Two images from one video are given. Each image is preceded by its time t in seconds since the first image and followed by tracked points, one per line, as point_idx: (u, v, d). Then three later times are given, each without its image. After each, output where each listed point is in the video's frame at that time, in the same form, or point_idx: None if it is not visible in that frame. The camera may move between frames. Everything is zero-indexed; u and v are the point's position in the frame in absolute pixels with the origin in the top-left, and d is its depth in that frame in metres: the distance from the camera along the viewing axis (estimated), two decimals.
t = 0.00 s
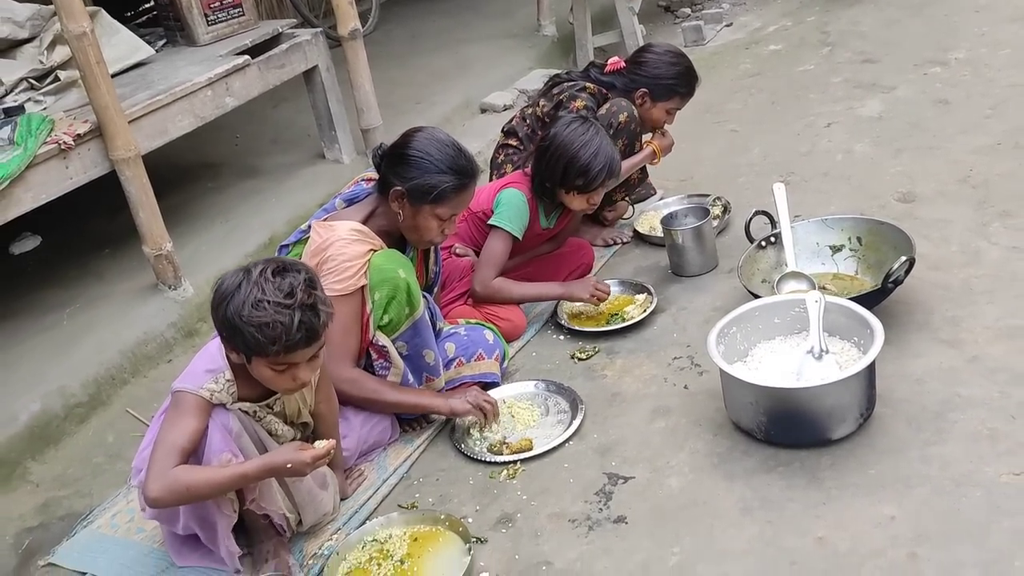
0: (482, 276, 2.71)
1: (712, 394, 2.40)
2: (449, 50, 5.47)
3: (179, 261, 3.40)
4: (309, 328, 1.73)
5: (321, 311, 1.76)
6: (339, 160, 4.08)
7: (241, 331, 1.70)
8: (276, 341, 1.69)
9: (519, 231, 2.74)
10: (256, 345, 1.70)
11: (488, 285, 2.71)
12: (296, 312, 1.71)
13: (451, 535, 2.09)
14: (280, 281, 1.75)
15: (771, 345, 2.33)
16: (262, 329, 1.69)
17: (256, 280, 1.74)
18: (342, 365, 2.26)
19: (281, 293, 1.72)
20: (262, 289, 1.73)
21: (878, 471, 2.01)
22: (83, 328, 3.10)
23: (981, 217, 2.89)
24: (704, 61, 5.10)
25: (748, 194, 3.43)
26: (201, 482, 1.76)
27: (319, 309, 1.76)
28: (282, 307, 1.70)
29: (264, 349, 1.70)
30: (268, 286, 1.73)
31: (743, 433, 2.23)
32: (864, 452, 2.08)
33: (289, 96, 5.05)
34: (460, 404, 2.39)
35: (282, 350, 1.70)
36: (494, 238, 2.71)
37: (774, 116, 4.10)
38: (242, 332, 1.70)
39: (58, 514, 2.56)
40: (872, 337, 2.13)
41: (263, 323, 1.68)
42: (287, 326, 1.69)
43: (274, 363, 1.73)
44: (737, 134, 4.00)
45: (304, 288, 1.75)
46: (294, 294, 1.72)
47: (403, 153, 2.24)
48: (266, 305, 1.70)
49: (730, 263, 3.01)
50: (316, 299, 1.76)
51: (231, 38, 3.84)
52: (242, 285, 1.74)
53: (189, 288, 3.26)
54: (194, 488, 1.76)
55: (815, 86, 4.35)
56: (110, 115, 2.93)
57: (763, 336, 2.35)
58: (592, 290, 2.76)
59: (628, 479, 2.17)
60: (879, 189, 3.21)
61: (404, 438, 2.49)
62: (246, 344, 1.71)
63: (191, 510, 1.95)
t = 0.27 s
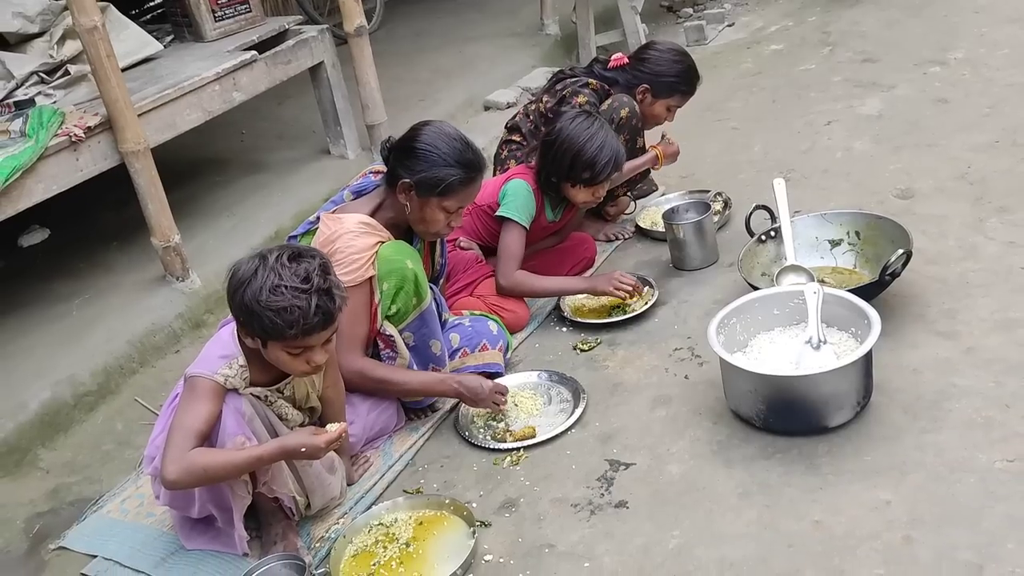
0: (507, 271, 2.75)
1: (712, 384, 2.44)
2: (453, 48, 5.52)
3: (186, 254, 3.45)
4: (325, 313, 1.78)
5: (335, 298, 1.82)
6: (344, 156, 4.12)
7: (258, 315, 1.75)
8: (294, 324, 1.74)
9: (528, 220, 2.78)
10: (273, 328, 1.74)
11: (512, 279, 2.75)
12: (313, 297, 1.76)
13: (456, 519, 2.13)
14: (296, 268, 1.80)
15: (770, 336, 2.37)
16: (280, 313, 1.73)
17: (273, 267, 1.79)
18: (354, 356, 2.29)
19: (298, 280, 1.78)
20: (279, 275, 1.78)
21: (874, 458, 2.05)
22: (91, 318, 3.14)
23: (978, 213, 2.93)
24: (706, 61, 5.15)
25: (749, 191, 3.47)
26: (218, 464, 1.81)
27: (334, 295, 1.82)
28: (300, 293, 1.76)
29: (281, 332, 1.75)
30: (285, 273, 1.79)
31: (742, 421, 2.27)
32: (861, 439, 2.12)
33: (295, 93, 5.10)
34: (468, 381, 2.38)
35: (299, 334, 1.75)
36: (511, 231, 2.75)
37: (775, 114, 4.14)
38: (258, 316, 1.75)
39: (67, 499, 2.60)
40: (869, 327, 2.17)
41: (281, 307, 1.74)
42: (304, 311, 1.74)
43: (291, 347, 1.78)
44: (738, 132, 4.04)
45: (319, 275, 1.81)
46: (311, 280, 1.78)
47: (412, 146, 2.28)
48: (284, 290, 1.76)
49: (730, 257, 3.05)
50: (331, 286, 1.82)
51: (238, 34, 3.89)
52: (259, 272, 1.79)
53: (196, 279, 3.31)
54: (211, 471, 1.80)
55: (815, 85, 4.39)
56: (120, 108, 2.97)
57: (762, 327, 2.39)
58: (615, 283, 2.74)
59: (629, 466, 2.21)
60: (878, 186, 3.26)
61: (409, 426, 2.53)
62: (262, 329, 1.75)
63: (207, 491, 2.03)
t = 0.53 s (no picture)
0: (517, 268, 2.81)
1: (713, 377, 2.49)
2: (457, 49, 5.57)
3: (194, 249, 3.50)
4: (334, 299, 1.83)
5: (345, 284, 1.87)
6: (350, 154, 4.18)
7: (268, 300, 1.79)
8: (303, 310, 1.79)
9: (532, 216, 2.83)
10: (283, 314, 1.79)
11: (521, 276, 2.80)
12: (322, 284, 1.81)
13: (462, 507, 2.18)
14: (306, 256, 1.85)
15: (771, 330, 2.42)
16: (290, 299, 1.78)
17: (284, 254, 1.84)
18: (356, 346, 2.36)
19: (308, 267, 1.82)
20: (289, 262, 1.83)
21: (872, 447, 2.10)
22: (102, 312, 3.19)
23: (975, 211, 2.98)
24: (708, 62, 5.20)
25: (750, 189, 3.52)
26: (231, 449, 1.86)
27: (343, 281, 1.86)
28: (309, 279, 1.80)
29: (291, 318, 1.79)
30: (295, 260, 1.83)
31: (743, 413, 2.32)
32: (858, 430, 2.17)
33: (300, 93, 5.15)
34: (473, 365, 2.41)
35: (308, 319, 1.80)
36: (518, 227, 2.81)
37: (776, 115, 4.19)
38: (268, 301, 1.80)
39: (78, 488, 2.64)
40: (868, 320, 2.21)
41: (291, 293, 1.78)
42: (313, 297, 1.79)
43: (300, 332, 1.82)
44: (740, 132, 4.09)
45: (329, 262, 1.86)
46: (320, 267, 1.82)
47: (422, 142, 2.33)
48: (294, 276, 1.80)
49: (731, 254, 3.10)
50: (341, 273, 1.87)
51: (246, 33, 3.94)
52: (270, 258, 1.84)
53: (205, 274, 3.36)
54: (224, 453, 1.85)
55: (816, 86, 4.44)
56: (131, 104, 3.03)
57: (763, 321, 2.44)
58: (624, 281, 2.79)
59: (632, 455, 2.26)
60: (877, 185, 3.30)
61: (416, 417, 2.58)
62: (272, 314, 1.80)
63: (220, 477, 2.08)
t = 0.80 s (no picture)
0: (519, 264, 2.85)
1: (713, 370, 2.54)
2: (461, 51, 5.63)
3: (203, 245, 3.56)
4: (341, 290, 1.88)
5: (350, 276, 1.92)
6: (356, 154, 4.24)
7: (278, 293, 1.85)
8: (311, 301, 1.84)
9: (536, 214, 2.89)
10: (292, 305, 1.85)
11: (522, 272, 2.85)
12: (329, 275, 1.86)
13: (468, 495, 2.23)
14: (312, 248, 1.91)
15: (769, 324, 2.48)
16: (299, 291, 1.84)
17: (291, 248, 1.90)
18: (362, 336, 2.41)
19: (315, 259, 1.88)
20: (297, 255, 1.89)
21: (867, 437, 2.16)
22: (113, 307, 3.25)
23: (971, 210, 3.04)
24: (709, 65, 5.26)
25: (750, 189, 3.57)
26: (255, 456, 1.90)
27: (349, 272, 1.92)
28: (317, 271, 1.86)
29: (300, 309, 1.85)
30: (302, 253, 1.89)
31: (741, 405, 2.37)
32: (854, 421, 2.22)
33: (306, 93, 5.21)
34: (468, 325, 2.50)
35: (316, 310, 1.85)
36: (521, 225, 2.86)
37: (776, 116, 4.25)
38: (277, 293, 1.85)
39: (91, 478, 2.69)
40: (864, 315, 2.27)
41: (300, 285, 1.84)
42: (321, 288, 1.85)
43: (309, 323, 1.88)
44: (740, 133, 4.15)
45: (335, 254, 1.92)
46: (327, 259, 1.88)
47: (432, 142, 2.39)
48: (302, 269, 1.86)
49: (731, 252, 3.16)
50: (347, 265, 1.93)
51: (255, 34, 4.01)
52: (278, 252, 1.90)
53: (214, 270, 3.42)
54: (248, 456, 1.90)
55: (815, 88, 4.50)
56: (144, 103, 3.09)
57: (762, 316, 2.49)
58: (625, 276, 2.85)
59: (633, 446, 2.31)
60: (874, 184, 3.36)
61: (421, 409, 2.64)
62: (281, 306, 1.86)
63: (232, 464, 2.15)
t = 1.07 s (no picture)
0: (519, 261, 2.91)
1: (710, 365, 2.61)
2: (463, 54, 5.70)
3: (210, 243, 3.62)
4: (345, 273, 1.95)
5: (353, 258, 1.99)
6: (360, 154, 4.31)
7: (284, 280, 1.92)
8: (317, 286, 1.91)
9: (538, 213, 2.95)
10: (299, 291, 1.92)
11: (523, 269, 2.91)
12: (332, 260, 1.93)
13: (470, 484, 2.29)
14: (315, 234, 1.98)
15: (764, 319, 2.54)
16: (304, 277, 1.91)
17: (293, 235, 1.97)
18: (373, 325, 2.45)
19: (318, 245, 1.95)
20: (300, 241, 1.95)
21: (859, 429, 2.22)
22: (122, 303, 3.31)
23: (963, 211, 3.11)
24: (708, 69, 5.33)
25: (747, 190, 3.64)
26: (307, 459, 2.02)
27: (351, 256, 1.99)
28: (320, 256, 1.93)
29: (306, 295, 1.92)
30: (305, 239, 1.95)
31: (737, 398, 2.43)
32: (847, 413, 2.28)
33: (310, 96, 5.28)
34: (465, 284, 2.50)
35: (322, 295, 1.93)
36: (523, 224, 2.92)
37: (773, 119, 4.32)
38: (284, 280, 1.92)
39: (101, 469, 2.74)
40: (856, 310, 2.33)
41: (306, 271, 1.90)
42: (326, 273, 1.91)
43: (314, 307, 1.95)
44: (738, 136, 4.22)
45: (337, 239, 1.98)
46: (330, 244, 1.94)
47: (438, 143, 2.42)
48: (306, 256, 1.92)
49: (728, 251, 3.22)
50: (348, 248, 1.99)
51: (261, 37, 4.08)
52: (281, 240, 1.96)
53: (221, 267, 3.48)
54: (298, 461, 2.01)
55: (813, 92, 4.57)
56: (154, 103, 3.16)
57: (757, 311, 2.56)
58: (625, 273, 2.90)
59: (631, 437, 2.38)
60: (869, 186, 3.43)
61: (425, 402, 2.70)
62: (289, 292, 1.93)
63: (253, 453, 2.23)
